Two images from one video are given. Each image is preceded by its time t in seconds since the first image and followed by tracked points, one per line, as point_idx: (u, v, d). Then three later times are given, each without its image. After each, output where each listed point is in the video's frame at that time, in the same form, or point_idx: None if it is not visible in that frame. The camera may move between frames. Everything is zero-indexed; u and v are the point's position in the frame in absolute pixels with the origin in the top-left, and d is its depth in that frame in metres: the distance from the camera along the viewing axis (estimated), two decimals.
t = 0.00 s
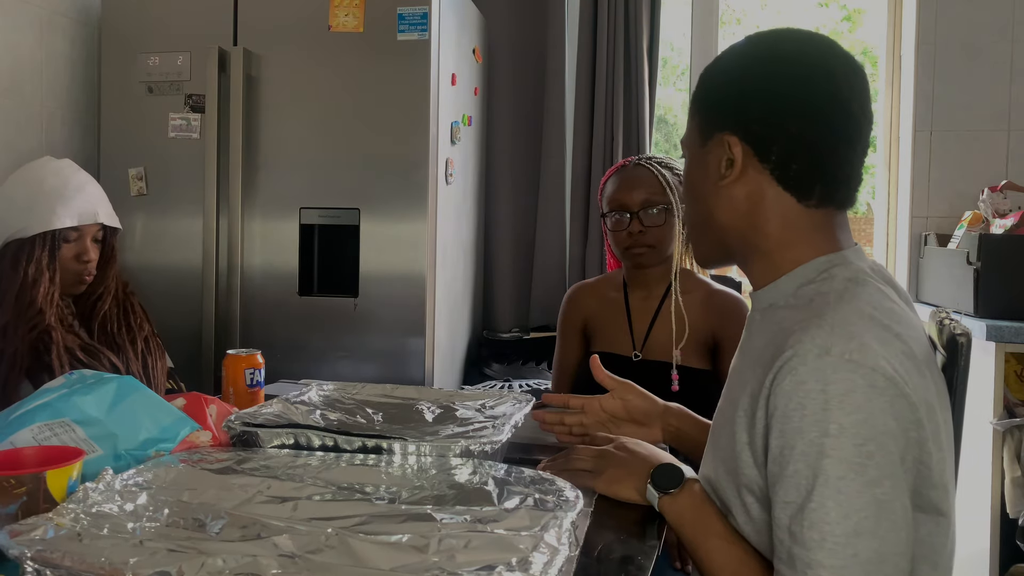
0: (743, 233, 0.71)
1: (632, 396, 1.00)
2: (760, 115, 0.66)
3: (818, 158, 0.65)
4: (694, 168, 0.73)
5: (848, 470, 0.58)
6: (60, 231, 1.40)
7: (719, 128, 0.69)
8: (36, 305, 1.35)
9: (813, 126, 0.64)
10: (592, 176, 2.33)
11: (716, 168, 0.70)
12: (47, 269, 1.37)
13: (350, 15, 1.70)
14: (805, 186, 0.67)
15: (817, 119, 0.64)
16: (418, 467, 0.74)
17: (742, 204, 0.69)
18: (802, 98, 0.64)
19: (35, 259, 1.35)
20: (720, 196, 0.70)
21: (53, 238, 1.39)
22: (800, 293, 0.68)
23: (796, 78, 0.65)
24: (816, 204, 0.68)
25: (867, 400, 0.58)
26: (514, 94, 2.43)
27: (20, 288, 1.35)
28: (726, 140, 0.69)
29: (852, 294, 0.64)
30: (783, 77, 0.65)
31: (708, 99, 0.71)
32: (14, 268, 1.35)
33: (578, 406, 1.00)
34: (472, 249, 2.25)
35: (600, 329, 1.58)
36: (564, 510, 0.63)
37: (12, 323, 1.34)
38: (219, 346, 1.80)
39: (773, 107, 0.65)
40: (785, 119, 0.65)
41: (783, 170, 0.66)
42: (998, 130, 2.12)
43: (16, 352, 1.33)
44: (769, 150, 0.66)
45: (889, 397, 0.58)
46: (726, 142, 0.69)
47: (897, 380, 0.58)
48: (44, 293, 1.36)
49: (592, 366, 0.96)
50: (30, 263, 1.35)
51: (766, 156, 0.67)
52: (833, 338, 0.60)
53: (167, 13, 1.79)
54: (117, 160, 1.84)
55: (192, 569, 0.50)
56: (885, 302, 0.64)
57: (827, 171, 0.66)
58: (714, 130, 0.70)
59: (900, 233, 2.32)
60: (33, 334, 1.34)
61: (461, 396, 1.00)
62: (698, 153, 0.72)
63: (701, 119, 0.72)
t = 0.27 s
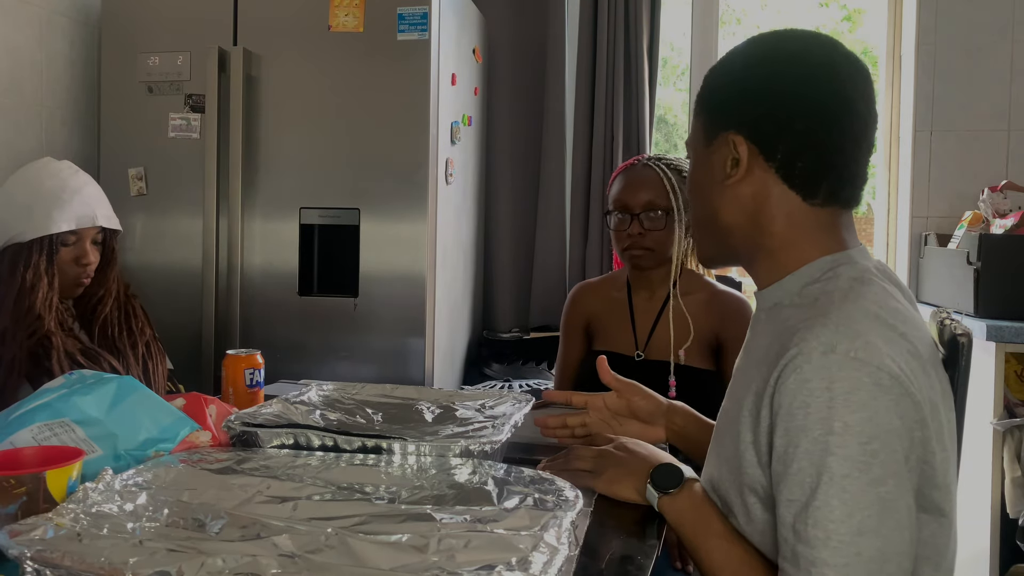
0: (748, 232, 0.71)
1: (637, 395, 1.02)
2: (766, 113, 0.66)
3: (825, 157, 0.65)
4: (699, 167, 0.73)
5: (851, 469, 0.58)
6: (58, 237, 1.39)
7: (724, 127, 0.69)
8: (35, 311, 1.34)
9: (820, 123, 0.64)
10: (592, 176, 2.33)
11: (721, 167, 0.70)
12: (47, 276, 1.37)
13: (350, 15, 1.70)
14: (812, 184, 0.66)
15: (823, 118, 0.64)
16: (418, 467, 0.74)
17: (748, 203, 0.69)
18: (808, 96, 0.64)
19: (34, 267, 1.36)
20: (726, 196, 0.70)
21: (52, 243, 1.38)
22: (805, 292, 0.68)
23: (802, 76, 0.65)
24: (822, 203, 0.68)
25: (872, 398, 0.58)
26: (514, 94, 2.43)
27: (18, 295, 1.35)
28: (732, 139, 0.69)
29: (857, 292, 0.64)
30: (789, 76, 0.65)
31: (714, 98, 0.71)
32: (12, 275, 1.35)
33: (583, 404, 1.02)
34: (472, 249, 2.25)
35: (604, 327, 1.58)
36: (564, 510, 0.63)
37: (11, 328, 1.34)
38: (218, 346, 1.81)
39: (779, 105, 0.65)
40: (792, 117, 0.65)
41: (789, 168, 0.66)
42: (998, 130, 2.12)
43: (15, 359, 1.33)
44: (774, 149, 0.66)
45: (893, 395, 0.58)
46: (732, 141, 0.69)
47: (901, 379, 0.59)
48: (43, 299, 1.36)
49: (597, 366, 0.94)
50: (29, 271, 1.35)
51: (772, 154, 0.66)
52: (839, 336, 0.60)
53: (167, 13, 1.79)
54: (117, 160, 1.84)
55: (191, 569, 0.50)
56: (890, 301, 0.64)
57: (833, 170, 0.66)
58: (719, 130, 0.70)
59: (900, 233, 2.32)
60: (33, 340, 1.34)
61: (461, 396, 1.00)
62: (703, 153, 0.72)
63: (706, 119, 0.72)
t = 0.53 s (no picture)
0: (757, 232, 0.70)
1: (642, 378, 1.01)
2: (776, 112, 0.66)
3: (835, 155, 0.66)
4: (705, 167, 0.72)
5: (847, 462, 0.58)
6: (57, 230, 1.39)
7: (733, 127, 0.69)
8: (38, 306, 1.35)
9: (831, 123, 0.65)
10: (592, 176, 2.33)
11: (732, 168, 0.69)
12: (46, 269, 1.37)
13: (350, 15, 1.70)
14: (823, 183, 0.67)
15: (833, 117, 0.65)
16: (418, 467, 0.74)
17: (759, 202, 0.69)
18: (818, 95, 0.65)
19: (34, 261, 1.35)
20: (737, 196, 0.70)
21: (50, 238, 1.38)
22: (811, 289, 0.68)
23: (810, 76, 0.65)
24: (833, 203, 0.68)
25: (869, 388, 0.58)
26: (515, 94, 2.43)
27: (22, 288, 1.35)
28: (743, 139, 0.68)
29: (861, 284, 0.64)
30: (797, 76, 0.65)
31: (718, 99, 0.71)
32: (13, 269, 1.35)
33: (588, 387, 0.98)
34: (472, 249, 2.25)
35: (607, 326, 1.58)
36: (564, 510, 0.63)
37: (16, 325, 1.34)
38: (218, 346, 1.80)
39: (789, 105, 0.65)
40: (803, 116, 0.65)
41: (801, 167, 0.66)
42: (998, 130, 2.12)
43: (18, 354, 1.33)
44: (788, 148, 0.66)
45: (892, 387, 0.59)
46: (743, 140, 0.68)
47: (901, 371, 0.59)
48: (45, 293, 1.36)
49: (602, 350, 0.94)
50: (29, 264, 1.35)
51: (785, 153, 0.66)
52: (839, 325, 0.61)
53: (167, 13, 1.79)
54: (117, 160, 1.84)
55: (191, 569, 0.50)
56: (894, 296, 0.64)
57: (843, 168, 0.66)
58: (728, 131, 0.69)
59: (900, 233, 2.32)
60: (36, 335, 1.34)
61: (461, 396, 1.00)
62: (710, 153, 0.71)
63: (712, 119, 0.71)
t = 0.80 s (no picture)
0: (764, 232, 0.70)
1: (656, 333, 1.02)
2: (781, 114, 0.66)
3: (840, 154, 0.66)
4: (708, 169, 0.71)
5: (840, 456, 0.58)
6: (58, 235, 1.39)
7: (737, 128, 0.68)
8: (35, 311, 1.34)
9: (836, 122, 0.66)
10: (592, 176, 2.33)
11: (738, 169, 0.69)
12: (45, 275, 1.37)
13: (350, 15, 1.70)
14: (829, 182, 0.67)
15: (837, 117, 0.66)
16: (418, 467, 0.74)
17: (767, 203, 0.68)
18: (822, 95, 0.65)
19: (33, 266, 1.36)
20: (744, 197, 0.69)
21: (50, 243, 1.38)
22: (814, 284, 0.68)
23: (814, 77, 0.65)
24: (838, 201, 0.69)
25: (864, 373, 0.59)
26: (515, 94, 2.43)
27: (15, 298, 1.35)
28: (750, 140, 0.67)
29: (862, 276, 0.65)
30: (800, 77, 0.66)
31: (718, 102, 0.70)
32: (11, 274, 1.35)
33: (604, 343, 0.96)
34: (472, 249, 2.25)
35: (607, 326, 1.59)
36: (564, 510, 0.63)
37: (12, 328, 1.34)
38: (218, 346, 1.80)
39: (795, 105, 0.65)
40: (809, 116, 0.65)
41: (809, 166, 0.66)
42: (998, 130, 2.12)
43: (16, 358, 1.33)
44: (796, 148, 0.66)
45: (887, 374, 0.59)
46: (749, 141, 0.68)
47: (897, 358, 0.59)
48: (43, 297, 1.36)
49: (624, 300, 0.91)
50: (28, 270, 1.35)
51: (793, 153, 0.66)
52: (838, 311, 0.61)
53: (167, 13, 1.79)
54: (117, 160, 1.84)
55: (191, 569, 0.50)
56: (896, 290, 0.65)
57: (847, 166, 0.67)
58: (731, 133, 0.69)
59: (900, 233, 2.32)
60: (33, 339, 1.34)
61: (461, 396, 1.00)
62: (713, 155, 0.71)
63: (713, 121, 0.70)
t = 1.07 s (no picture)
0: (767, 232, 0.70)
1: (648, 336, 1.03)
2: (778, 115, 0.66)
3: (840, 151, 0.66)
4: (708, 173, 0.71)
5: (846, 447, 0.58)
6: (59, 239, 1.39)
7: (735, 132, 0.68)
8: (36, 314, 1.34)
9: (833, 120, 0.66)
10: (592, 176, 2.33)
11: (738, 171, 0.69)
12: (47, 277, 1.37)
13: (350, 15, 1.70)
14: (831, 179, 0.67)
15: (834, 114, 0.66)
16: (418, 467, 0.74)
17: (768, 202, 0.68)
18: (818, 95, 0.65)
19: (35, 268, 1.36)
20: (745, 198, 0.69)
21: (52, 246, 1.38)
22: (820, 276, 0.68)
23: (807, 78, 0.66)
24: (840, 197, 0.68)
25: (874, 356, 0.59)
26: (515, 94, 2.43)
27: (21, 297, 1.35)
28: (749, 141, 0.68)
29: (869, 268, 0.65)
30: (794, 77, 0.66)
31: (714, 107, 0.70)
32: (13, 276, 1.35)
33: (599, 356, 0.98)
34: (472, 249, 2.25)
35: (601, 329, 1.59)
36: (564, 510, 0.63)
37: (13, 330, 1.34)
38: (218, 347, 1.80)
39: (792, 106, 0.66)
40: (807, 115, 0.65)
41: (809, 164, 0.66)
42: (998, 130, 2.12)
43: (16, 362, 1.33)
44: (794, 147, 0.66)
45: (895, 358, 0.59)
46: (748, 143, 0.68)
47: (906, 344, 0.59)
48: (44, 301, 1.36)
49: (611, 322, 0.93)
50: (29, 272, 1.35)
51: (793, 152, 0.66)
52: (847, 295, 0.62)
53: (167, 12, 1.79)
54: (117, 161, 1.84)
55: (191, 569, 0.50)
56: (900, 285, 0.65)
57: (846, 162, 0.67)
58: (730, 135, 0.69)
59: (900, 233, 2.32)
60: (34, 342, 1.34)
61: (461, 396, 1.00)
62: (712, 159, 0.71)
63: (710, 126, 0.70)
